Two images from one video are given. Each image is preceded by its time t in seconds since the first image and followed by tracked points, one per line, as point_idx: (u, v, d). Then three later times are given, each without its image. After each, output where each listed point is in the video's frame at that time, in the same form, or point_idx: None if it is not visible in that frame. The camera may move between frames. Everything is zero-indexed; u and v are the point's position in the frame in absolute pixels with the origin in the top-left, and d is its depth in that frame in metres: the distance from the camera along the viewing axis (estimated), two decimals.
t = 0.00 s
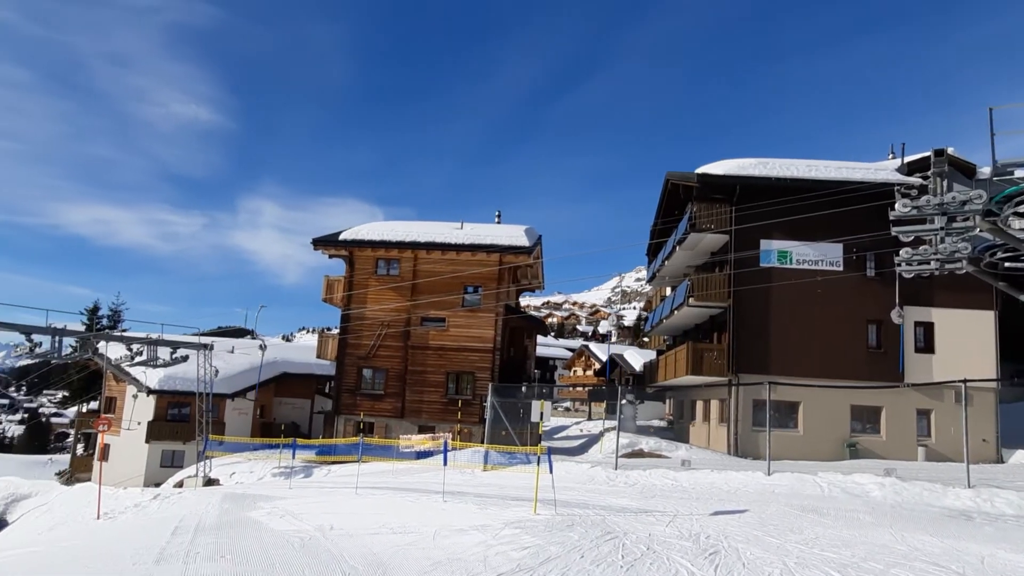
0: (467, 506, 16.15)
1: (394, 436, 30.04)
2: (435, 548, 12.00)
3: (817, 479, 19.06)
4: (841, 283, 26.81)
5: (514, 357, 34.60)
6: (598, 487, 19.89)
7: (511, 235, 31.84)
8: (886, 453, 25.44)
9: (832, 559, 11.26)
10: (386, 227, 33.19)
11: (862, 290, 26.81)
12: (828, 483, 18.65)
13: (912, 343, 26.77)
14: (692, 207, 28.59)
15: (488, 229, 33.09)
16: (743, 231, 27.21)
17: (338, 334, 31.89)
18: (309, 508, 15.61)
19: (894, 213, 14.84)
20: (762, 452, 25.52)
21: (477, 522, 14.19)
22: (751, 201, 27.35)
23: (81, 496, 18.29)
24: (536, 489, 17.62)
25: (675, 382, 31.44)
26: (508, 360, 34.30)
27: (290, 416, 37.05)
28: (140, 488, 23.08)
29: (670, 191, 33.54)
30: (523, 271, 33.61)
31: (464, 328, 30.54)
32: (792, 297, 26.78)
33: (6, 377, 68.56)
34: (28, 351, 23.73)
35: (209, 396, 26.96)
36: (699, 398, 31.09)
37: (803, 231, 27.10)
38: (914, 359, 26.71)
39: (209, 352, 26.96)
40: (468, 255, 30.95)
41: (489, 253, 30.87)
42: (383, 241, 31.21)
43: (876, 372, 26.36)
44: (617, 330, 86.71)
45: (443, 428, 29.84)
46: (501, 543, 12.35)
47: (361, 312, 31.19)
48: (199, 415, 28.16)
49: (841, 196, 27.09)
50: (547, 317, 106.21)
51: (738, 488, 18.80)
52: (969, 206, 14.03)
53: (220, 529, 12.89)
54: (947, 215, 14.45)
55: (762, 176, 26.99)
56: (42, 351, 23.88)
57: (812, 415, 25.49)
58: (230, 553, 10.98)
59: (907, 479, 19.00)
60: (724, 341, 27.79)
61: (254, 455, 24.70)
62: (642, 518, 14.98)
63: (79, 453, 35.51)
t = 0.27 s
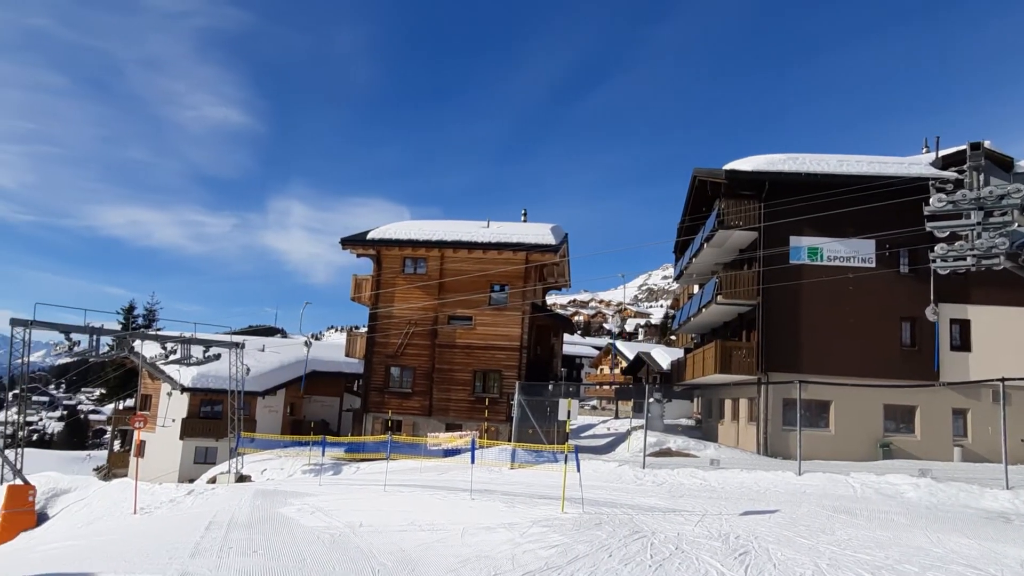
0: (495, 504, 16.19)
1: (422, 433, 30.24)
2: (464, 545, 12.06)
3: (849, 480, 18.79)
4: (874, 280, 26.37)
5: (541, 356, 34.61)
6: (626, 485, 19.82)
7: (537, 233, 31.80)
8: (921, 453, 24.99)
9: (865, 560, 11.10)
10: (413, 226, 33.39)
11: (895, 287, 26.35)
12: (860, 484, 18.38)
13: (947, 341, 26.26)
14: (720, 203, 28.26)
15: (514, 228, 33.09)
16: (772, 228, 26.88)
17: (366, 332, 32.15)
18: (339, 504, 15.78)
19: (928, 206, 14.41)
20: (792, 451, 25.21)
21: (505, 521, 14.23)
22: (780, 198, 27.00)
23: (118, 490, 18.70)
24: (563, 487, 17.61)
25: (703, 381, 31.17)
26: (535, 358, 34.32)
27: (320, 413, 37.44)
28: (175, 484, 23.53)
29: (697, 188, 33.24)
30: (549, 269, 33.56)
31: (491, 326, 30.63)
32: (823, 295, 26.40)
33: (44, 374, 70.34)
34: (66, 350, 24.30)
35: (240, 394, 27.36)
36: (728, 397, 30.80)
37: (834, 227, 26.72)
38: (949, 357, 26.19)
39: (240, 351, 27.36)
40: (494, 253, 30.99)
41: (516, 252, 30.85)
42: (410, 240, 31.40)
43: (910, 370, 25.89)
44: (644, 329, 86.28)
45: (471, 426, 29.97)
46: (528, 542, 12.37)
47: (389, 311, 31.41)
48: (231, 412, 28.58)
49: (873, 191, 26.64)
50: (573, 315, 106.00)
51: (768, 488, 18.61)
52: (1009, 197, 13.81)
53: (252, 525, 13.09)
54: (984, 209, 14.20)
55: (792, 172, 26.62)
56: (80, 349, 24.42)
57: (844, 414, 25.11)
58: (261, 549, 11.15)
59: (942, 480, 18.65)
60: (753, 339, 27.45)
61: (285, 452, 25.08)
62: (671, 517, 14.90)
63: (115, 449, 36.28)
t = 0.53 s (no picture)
0: (519, 501, 16.21)
1: (446, 431, 30.36)
2: (487, 542, 12.10)
3: (878, 479, 18.54)
4: (903, 276, 25.97)
5: (563, 354, 34.58)
6: (650, 484, 19.74)
7: (560, 231, 31.73)
8: (951, 452, 24.59)
9: (894, 561, 10.96)
10: (435, 224, 33.52)
11: (924, 283, 25.93)
12: (889, 483, 18.13)
13: (978, 338, 25.80)
14: (744, 199, 27.97)
15: (536, 225, 33.06)
16: (798, 224, 26.57)
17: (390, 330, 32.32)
18: (364, 501, 15.92)
19: (959, 201, 14.18)
20: (819, 450, 24.94)
21: (528, 518, 14.25)
22: (806, 193, 26.67)
23: (149, 486, 19.03)
24: (587, 485, 17.58)
25: (727, 378, 30.93)
26: (558, 356, 34.31)
27: (344, 411, 37.75)
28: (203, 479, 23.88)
29: (721, 184, 32.96)
30: (572, 267, 33.49)
31: (514, 324, 30.66)
32: (850, 291, 26.07)
33: (77, 371, 71.85)
34: (98, 348, 24.77)
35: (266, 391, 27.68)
36: (753, 395, 30.52)
37: (861, 222, 26.34)
38: (980, 354, 25.74)
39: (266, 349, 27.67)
40: (517, 251, 31.00)
41: (538, 249, 30.83)
42: (433, 239, 31.51)
43: (940, 368, 25.48)
44: (667, 326, 85.78)
45: (494, 424, 30.05)
46: (552, 539, 12.38)
47: (412, 309, 31.57)
48: (257, 409, 28.90)
49: (901, 185, 26.23)
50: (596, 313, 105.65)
51: (795, 487, 18.42)
52: None
53: (279, 521, 13.23)
54: (1017, 203, 13.86)
55: (817, 167, 26.29)
56: (111, 348, 24.86)
57: (872, 413, 24.78)
58: (288, 544, 11.27)
59: (973, 479, 18.33)
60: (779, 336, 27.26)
61: (310, 449, 25.36)
62: (696, 516, 14.81)
63: (145, 445, 36.93)
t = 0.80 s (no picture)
0: (541, 498, 16.24)
1: (468, 428, 30.47)
2: (511, 539, 12.13)
3: (906, 477, 18.30)
4: (931, 271, 25.56)
5: (586, 351, 34.52)
6: (673, 481, 19.66)
7: (581, 228, 31.67)
8: (981, 451, 24.17)
9: (923, 560, 10.82)
10: (457, 222, 33.60)
11: (953, 278, 25.50)
12: (917, 482, 17.88)
13: (1009, 334, 25.33)
14: (768, 194, 27.72)
15: (558, 222, 33.02)
16: (822, 219, 26.26)
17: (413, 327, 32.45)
18: (388, 497, 16.03)
19: (988, 194, 13.97)
20: (845, 448, 24.65)
21: (551, 515, 14.26)
22: (831, 188, 26.33)
23: (178, 481, 19.35)
24: (609, 482, 17.54)
25: (752, 375, 30.68)
26: (580, 353, 34.26)
27: (367, 408, 38.06)
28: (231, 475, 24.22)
29: (744, 179, 32.66)
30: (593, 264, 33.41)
31: (536, 321, 30.67)
32: (877, 287, 25.71)
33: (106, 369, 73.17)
34: (127, 346, 25.21)
35: (292, 388, 27.97)
36: (777, 392, 30.29)
37: (888, 217, 25.98)
38: (1011, 351, 25.26)
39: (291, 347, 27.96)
40: (538, 248, 30.95)
41: (560, 246, 30.71)
42: (454, 236, 31.60)
43: (970, 364, 25.05)
44: (690, 323, 85.24)
45: (516, 421, 30.10)
46: (575, 536, 12.37)
47: (435, 307, 31.71)
48: (282, 406, 29.24)
49: (929, 179, 25.81)
50: (618, 310, 105.38)
51: (821, 485, 18.23)
52: None
53: (305, 516, 13.39)
54: None
55: (843, 161, 25.95)
56: (140, 345, 25.29)
57: (900, 410, 24.44)
58: (314, 540, 11.39)
59: (1004, 478, 18.02)
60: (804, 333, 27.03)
61: (335, 445, 25.63)
62: (720, 513, 14.72)
63: (173, 441, 37.54)
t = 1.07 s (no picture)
0: (566, 495, 16.25)
1: (492, 425, 30.57)
2: (535, 536, 12.15)
3: (936, 476, 18.03)
4: (962, 266, 25.10)
5: (609, 348, 34.41)
6: (698, 479, 19.55)
7: (604, 224, 31.56)
8: (1014, 449, 23.69)
9: (954, 560, 10.66)
10: (480, 219, 33.65)
11: (985, 273, 25.02)
12: (948, 480, 17.60)
13: None
14: (794, 189, 27.41)
15: (581, 219, 32.94)
16: (850, 214, 25.92)
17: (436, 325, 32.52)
18: (414, 493, 16.15)
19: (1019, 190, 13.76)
20: (874, 446, 24.28)
21: (576, 512, 14.26)
22: (858, 182, 25.96)
23: (207, 476, 19.66)
24: (634, 480, 17.49)
25: (778, 372, 30.38)
26: (604, 350, 34.17)
27: (392, 404, 38.35)
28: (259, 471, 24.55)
29: (770, 174, 32.30)
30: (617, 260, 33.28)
31: (559, 318, 30.66)
32: (906, 282, 25.31)
33: (137, 366, 74.45)
34: (157, 343, 25.63)
35: (318, 385, 28.25)
36: (803, 389, 29.99)
37: (917, 211, 25.55)
38: None
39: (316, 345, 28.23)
40: (561, 245, 30.86)
41: (583, 243, 30.51)
42: (477, 234, 31.64)
43: (1002, 361, 24.57)
44: (714, 319, 84.63)
45: (540, 418, 30.14)
46: (600, 533, 12.36)
47: (458, 304, 31.82)
48: (308, 403, 29.55)
49: (960, 172, 25.33)
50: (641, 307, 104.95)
51: (849, 483, 18.02)
52: None
53: (332, 512, 13.54)
54: None
55: (871, 154, 25.56)
56: (170, 343, 25.71)
57: (930, 408, 24.05)
58: (341, 535, 11.52)
59: None
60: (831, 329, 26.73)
61: (360, 442, 25.87)
62: (746, 512, 14.61)
63: (202, 438, 38.11)
